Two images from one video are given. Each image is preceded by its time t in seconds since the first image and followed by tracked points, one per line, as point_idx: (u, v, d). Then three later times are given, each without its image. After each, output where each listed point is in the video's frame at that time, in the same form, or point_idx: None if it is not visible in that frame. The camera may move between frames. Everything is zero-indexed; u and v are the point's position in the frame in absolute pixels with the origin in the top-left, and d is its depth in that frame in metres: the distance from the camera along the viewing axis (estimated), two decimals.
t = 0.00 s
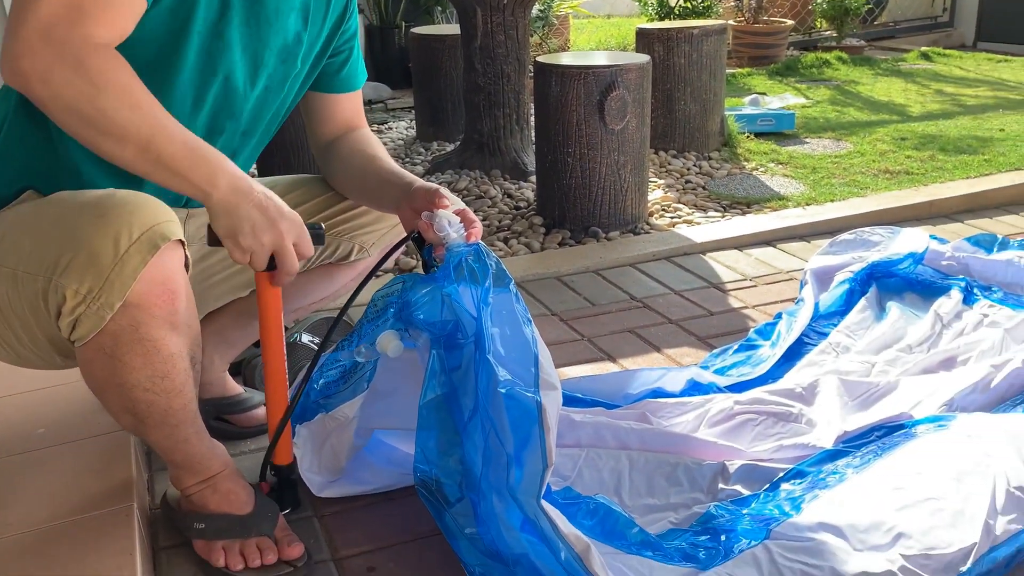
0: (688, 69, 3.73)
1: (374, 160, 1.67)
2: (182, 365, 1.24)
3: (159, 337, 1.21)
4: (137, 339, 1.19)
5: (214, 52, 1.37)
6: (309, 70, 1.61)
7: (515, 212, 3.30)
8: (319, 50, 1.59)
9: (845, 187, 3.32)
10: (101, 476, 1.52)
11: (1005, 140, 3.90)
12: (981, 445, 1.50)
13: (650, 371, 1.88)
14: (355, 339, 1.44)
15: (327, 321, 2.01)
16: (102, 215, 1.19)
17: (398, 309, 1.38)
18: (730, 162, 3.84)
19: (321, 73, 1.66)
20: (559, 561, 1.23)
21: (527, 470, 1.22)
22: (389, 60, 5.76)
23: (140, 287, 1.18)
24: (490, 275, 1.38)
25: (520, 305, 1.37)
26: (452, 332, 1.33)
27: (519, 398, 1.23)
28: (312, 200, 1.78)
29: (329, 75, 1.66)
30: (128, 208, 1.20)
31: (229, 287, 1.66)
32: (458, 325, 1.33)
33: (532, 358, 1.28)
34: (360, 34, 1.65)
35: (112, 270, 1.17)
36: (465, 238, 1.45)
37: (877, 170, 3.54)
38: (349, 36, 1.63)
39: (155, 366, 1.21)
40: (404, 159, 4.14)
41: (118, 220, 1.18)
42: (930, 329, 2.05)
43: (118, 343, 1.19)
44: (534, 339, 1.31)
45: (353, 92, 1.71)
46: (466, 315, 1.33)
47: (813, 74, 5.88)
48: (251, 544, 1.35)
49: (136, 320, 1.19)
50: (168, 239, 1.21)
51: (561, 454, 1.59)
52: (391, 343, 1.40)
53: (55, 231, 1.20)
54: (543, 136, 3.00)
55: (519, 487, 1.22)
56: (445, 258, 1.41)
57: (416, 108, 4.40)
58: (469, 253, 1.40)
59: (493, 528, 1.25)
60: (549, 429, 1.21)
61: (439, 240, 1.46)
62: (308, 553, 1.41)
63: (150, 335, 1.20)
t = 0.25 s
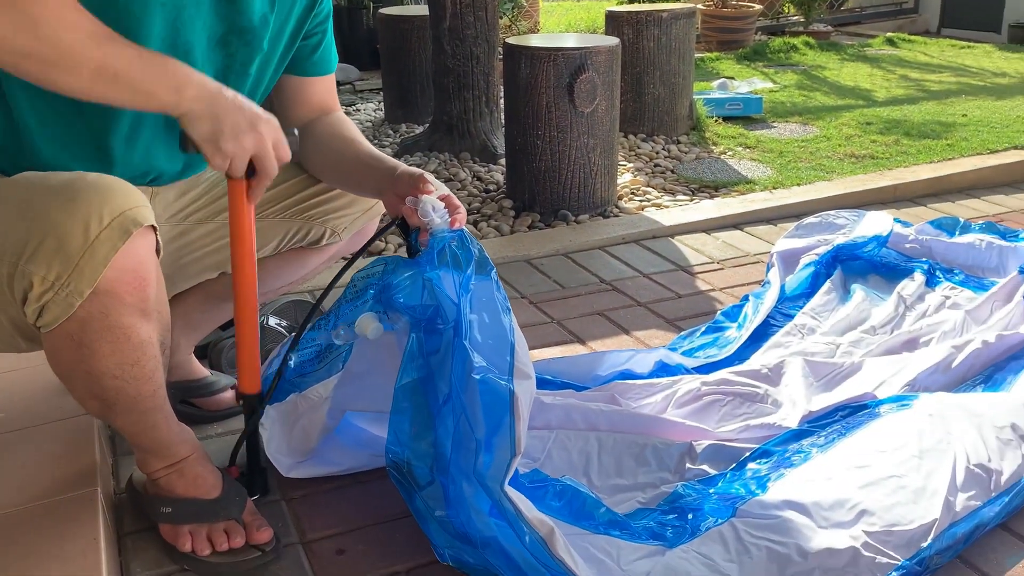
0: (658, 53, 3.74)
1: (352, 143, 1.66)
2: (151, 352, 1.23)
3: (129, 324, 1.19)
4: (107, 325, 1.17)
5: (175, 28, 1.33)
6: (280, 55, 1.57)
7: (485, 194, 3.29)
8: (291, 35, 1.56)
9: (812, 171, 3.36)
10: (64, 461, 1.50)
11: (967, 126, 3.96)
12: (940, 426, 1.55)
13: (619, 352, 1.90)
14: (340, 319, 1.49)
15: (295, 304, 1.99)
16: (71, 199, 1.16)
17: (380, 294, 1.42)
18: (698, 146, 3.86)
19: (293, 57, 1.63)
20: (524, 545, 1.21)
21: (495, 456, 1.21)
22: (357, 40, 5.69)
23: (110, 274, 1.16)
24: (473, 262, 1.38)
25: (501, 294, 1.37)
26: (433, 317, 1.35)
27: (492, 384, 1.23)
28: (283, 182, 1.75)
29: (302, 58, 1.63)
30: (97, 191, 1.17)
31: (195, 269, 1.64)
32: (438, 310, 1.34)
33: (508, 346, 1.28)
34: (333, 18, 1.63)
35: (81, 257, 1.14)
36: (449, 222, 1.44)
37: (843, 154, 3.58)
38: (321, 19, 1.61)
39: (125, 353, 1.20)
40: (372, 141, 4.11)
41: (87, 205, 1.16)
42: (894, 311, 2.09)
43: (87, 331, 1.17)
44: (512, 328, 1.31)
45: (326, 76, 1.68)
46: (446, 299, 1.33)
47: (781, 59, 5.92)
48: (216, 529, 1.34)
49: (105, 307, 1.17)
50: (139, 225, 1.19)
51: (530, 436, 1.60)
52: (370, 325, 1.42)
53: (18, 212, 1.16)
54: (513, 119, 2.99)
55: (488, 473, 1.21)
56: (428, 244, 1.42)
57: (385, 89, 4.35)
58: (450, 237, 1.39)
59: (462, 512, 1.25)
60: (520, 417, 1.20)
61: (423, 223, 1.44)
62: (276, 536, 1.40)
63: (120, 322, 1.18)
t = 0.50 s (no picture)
0: (634, 42, 3.73)
1: (330, 133, 1.65)
2: (128, 343, 1.21)
3: (106, 315, 1.18)
4: (83, 317, 1.16)
5: (146, 14, 1.33)
6: (260, 45, 1.55)
7: (462, 182, 3.28)
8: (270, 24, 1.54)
9: (786, 160, 3.38)
10: (36, 451, 1.48)
11: (939, 115, 4.01)
12: (912, 411, 1.57)
13: (596, 339, 1.90)
14: (319, 307, 1.48)
15: (269, 292, 1.97)
16: (47, 189, 1.14)
17: (363, 282, 1.42)
18: (674, 135, 3.87)
19: (273, 47, 1.61)
20: (502, 532, 1.21)
21: (473, 445, 1.20)
22: (332, 26, 5.64)
23: (88, 265, 1.15)
24: (458, 252, 1.40)
25: (482, 284, 1.38)
26: (415, 306, 1.35)
27: (472, 374, 1.22)
28: (262, 174, 1.74)
29: (283, 49, 1.61)
30: (74, 181, 1.16)
31: (168, 258, 1.62)
32: (422, 299, 1.34)
33: (489, 336, 1.28)
34: (312, 8, 1.62)
35: (57, 248, 1.13)
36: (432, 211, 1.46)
37: (818, 143, 3.61)
38: (300, 9, 1.60)
39: (101, 345, 1.18)
40: (347, 129, 4.08)
41: (64, 195, 1.14)
42: (867, 298, 2.11)
43: (63, 323, 1.15)
44: (493, 318, 1.31)
45: (307, 66, 1.66)
46: (429, 288, 1.34)
47: (757, 48, 5.95)
48: (192, 520, 1.32)
49: (82, 298, 1.15)
50: (117, 216, 1.17)
51: (508, 424, 1.60)
52: (351, 312, 1.42)
53: None
54: (490, 107, 2.98)
55: (466, 461, 1.20)
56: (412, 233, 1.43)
57: (360, 76, 4.32)
58: (433, 226, 1.42)
59: (440, 500, 1.25)
60: (500, 406, 1.20)
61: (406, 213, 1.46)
62: (253, 525, 1.39)
63: (96, 314, 1.17)
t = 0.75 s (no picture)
0: (614, 33, 3.74)
1: (309, 126, 1.64)
2: (103, 336, 1.21)
3: (79, 308, 1.17)
4: (56, 311, 1.15)
5: (129, 6, 1.33)
6: (239, 35, 1.54)
7: (442, 174, 3.27)
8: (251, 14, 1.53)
9: (766, 152, 3.40)
10: (13, 446, 1.46)
11: (917, 107, 4.05)
12: (888, 400, 1.59)
13: (576, 331, 1.91)
14: (300, 301, 1.47)
15: (249, 286, 1.97)
16: (15, 181, 1.13)
17: (342, 275, 1.41)
18: (655, 127, 3.88)
19: (252, 37, 1.60)
20: (482, 523, 1.21)
21: (453, 437, 1.20)
22: (311, 18, 5.60)
23: (58, 257, 1.13)
24: (439, 246, 1.41)
25: (462, 277, 1.39)
26: (396, 300, 1.34)
27: (453, 367, 1.23)
28: (241, 164, 1.72)
29: (261, 39, 1.60)
30: (43, 173, 1.14)
31: (147, 250, 1.61)
32: (403, 292, 1.33)
33: (470, 328, 1.29)
34: None
35: (27, 239, 1.11)
36: (414, 204, 1.46)
37: (797, 135, 3.63)
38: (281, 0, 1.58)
39: (74, 337, 1.17)
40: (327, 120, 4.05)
41: (33, 187, 1.13)
42: (845, 289, 2.13)
43: (34, 315, 1.14)
44: (474, 311, 1.32)
45: (285, 57, 1.64)
46: (410, 281, 1.33)
47: (737, 40, 5.97)
48: (171, 513, 1.32)
49: (53, 291, 1.14)
50: (87, 207, 1.16)
51: (489, 415, 1.60)
52: (333, 307, 1.40)
53: None
54: (470, 99, 2.98)
55: (446, 452, 1.20)
56: (393, 227, 1.42)
57: (340, 68, 4.29)
58: (415, 219, 1.42)
59: (420, 492, 1.25)
60: (480, 398, 1.21)
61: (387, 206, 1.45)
62: (233, 518, 1.39)
63: (70, 307, 1.16)
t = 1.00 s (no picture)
0: (605, 30, 3.74)
1: (300, 121, 1.64)
2: (104, 335, 1.21)
3: (83, 309, 1.17)
4: (59, 311, 1.15)
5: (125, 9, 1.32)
6: (229, 31, 1.54)
7: (434, 171, 3.27)
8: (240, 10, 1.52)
9: (757, 148, 3.42)
10: (8, 443, 1.46)
11: (906, 104, 4.07)
12: (878, 393, 1.60)
13: (569, 327, 1.92)
14: (295, 297, 1.48)
15: (241, 283, 1.97)
16: (20, 179, 1.12)
17: (337, 271, 1.42)
18: (646, 123, 3.89)
19: (241, 34, 1.59)
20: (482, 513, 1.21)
21: (451, 428, 1.21)
22: (301, 15, 5.58)
23: (63, 258, 1.14)
24: (431, 239, 1.41)
25: (456, 270, 1.39)
26: (391, 293, 1.34)
27: (448, 358, 1.24)
28: (234, 162, 1.73)
29: (251, 36, 1.59)
30: (48, 172, 1.14)
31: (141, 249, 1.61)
32: (397, 285, 1.34)
33: (464, 321, 1.29)
34: None
35: (32, 240, 1.11)
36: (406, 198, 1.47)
37: (787, 131, 3.65)
38: None
39: (78, 338, 1.18)
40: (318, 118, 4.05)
41: (38, 186, 1.12)
42: (835, 285, 2.14)
43: (38, 316, 1.14)
44: (468, 303, 1.33)
45: (275, 53, 1.64)
46: (405, 274, 1.34)
47: (727, 37, 5.98)
48: (167, 510, 1.32)
49: (58, 292, 1.14)
50: (92, 207, 1.16)
51: (483, 411, 1.61)
52: (326, 301, 1.41)
53: None
54: (462, 97, 2.98)
55: (444, 442, 1.21)
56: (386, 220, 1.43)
57: (331, 65, 4.28)
58: (408, 213, 1.43)
59: (418, 483, 1.25)
60: (479, 388, 1.21)
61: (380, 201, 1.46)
62: (228, 515, 1.39)
63: (72, 307, 1.16)
